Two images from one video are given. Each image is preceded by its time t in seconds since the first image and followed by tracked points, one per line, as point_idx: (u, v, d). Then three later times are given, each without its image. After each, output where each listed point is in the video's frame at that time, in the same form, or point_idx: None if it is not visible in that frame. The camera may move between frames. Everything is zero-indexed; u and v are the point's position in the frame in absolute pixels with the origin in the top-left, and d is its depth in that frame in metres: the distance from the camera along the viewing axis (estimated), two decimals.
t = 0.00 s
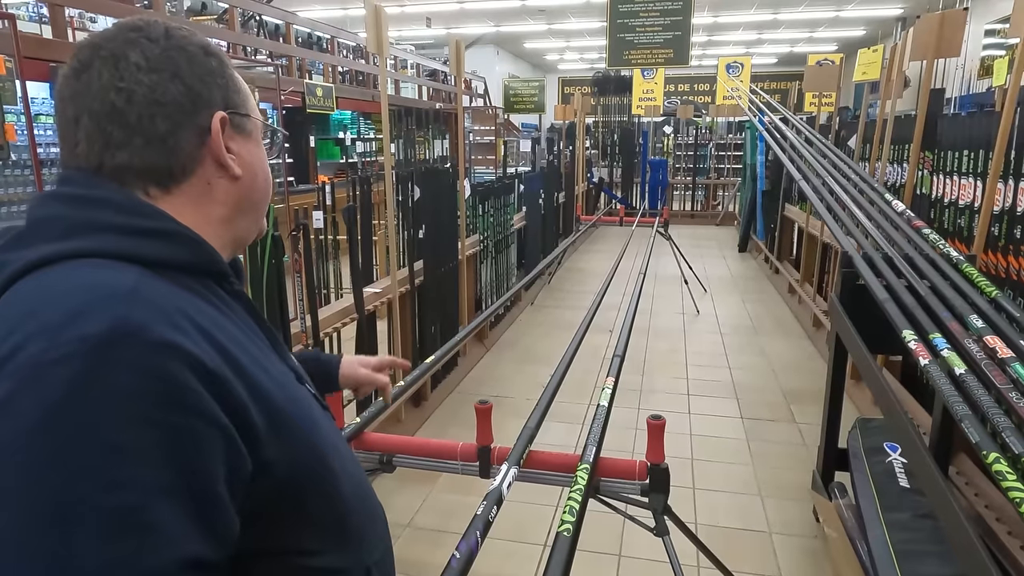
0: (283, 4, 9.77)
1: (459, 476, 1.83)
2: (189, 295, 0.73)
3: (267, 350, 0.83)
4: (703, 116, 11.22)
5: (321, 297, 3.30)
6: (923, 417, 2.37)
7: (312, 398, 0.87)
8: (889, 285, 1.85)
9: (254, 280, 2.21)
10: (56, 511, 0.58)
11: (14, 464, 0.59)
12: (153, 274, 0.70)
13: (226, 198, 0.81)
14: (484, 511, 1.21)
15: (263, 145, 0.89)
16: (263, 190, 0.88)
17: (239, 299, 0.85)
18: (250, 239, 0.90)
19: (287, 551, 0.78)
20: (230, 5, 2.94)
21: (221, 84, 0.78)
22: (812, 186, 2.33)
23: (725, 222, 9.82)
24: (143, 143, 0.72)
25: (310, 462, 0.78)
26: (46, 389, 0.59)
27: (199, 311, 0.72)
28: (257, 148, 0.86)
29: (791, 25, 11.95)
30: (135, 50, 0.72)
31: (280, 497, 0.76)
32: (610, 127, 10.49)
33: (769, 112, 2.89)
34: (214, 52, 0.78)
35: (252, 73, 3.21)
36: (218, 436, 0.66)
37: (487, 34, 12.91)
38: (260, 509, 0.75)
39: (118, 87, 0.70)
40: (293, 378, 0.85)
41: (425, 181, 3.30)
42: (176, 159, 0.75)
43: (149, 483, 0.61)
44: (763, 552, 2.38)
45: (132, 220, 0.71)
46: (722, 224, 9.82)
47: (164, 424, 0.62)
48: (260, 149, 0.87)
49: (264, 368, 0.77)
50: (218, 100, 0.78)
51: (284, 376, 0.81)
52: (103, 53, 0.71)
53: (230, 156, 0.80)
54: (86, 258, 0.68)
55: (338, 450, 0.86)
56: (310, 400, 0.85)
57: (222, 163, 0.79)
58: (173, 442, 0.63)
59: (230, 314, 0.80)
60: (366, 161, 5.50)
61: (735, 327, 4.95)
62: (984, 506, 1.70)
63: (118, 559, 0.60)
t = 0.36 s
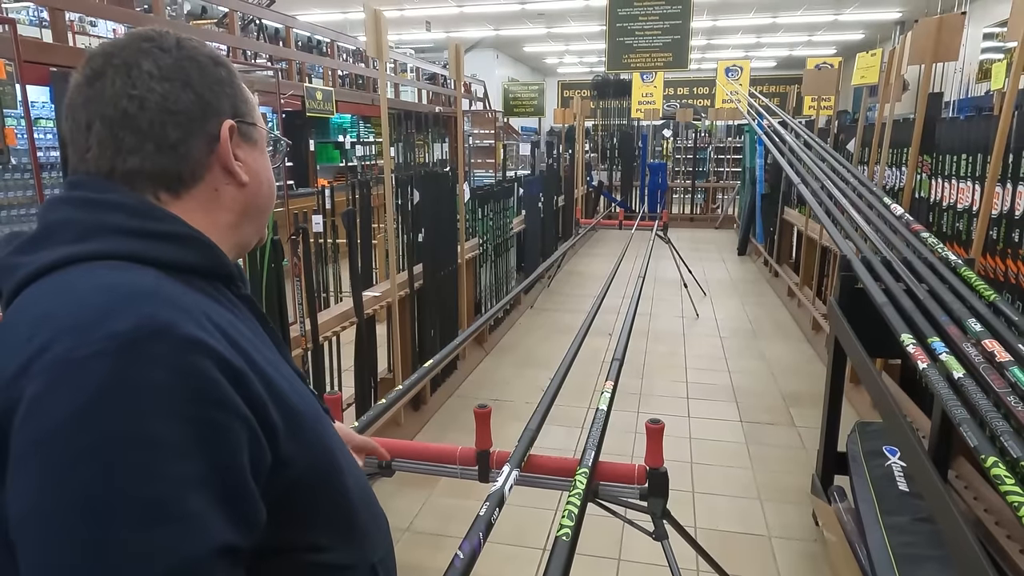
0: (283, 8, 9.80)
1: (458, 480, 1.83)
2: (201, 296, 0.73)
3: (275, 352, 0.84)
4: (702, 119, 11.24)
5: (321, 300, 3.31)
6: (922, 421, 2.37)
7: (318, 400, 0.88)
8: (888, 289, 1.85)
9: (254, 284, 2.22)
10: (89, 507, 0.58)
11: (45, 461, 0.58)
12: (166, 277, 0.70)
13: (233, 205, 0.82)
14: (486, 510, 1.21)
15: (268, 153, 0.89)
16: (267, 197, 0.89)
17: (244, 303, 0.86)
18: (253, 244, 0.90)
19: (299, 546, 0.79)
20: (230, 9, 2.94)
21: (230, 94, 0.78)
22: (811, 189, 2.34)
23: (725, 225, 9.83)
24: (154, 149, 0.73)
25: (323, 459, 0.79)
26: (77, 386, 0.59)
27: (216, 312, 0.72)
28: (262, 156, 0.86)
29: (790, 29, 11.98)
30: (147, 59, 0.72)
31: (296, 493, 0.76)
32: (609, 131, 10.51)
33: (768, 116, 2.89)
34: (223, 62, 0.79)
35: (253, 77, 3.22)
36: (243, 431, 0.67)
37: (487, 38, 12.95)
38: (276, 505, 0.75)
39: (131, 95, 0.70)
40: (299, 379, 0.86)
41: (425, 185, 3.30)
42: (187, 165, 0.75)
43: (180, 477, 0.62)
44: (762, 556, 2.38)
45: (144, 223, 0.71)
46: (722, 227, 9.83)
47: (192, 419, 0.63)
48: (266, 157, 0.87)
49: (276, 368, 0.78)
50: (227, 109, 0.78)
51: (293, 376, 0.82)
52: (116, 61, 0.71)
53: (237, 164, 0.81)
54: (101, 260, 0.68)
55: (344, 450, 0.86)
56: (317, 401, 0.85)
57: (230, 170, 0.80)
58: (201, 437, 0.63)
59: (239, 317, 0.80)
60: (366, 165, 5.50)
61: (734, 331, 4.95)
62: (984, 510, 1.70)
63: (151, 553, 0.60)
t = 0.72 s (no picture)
0: (286, 9, 9.82)
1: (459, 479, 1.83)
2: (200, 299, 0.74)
3: (274, 353, 0.84)
4: (705, 119, 11.23)
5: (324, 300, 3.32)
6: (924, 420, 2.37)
7: (317, 402, 0.88)
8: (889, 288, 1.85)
9: (258, 284, 2.23)
10: (88, 507, 0.59)
11: (44, 463, 0.59)
12: (166, 280, 0.71)
13: (233, 206, 0.82)
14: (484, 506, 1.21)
15: (268, 154, 0.89)
16: (267, 197, 0.89)
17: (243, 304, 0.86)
18: (253, 245, 0.91)
19: (297, 546, 0.80)
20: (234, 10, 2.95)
21: (230, 96, 0.79)
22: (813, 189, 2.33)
23: (727, 225, 9.83)
24: (154, 152, 0.73)
25: (322, 460, 0.79)
26: (77, 389, 0.60)
27: (215, 314, 0.73)
28: (262, 157, 0.87)
29: (793, 28, 11.96)
30: (147, 62, 0.72)
31: (293, 494, 0.77)
32: (611, 130, 10.51)
33: (770, 116, 2.88)
34: (223, 64, 0.79)
35: (256, 78, 3.23)
36: (241, 433, 0.67)
37: (490, 38, 12.96)
38: (274, 505, 0.76)
39: (131, 98, 0.71)
40: (297, 381, 0.86)
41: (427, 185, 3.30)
42: (186, 168, 0.76)
43: (179, 479, 0.62)
44: (763, 555, 2.38)
45: (145, 226, 0.72)
46: (724, 227, 9.83)
47: (191, 421, 0.64)
48: (266, 159, 0.88)
49: (275, 370, 0.78)
50: (227, 112, 0.79)
51: (292, 378, 0.82)
52: (117, 66, 0.72)
53: (237, 166, 0.81)
54: (102, 263, 0.68)
55: (343, 452, 0.87)
56: (316, 403, 0.85)
57: (229, 172, 0.80)
58: (199, 440, 0.64)
59: (238, 318, 0.81)
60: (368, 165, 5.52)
61: (736, 331, 4.95)
62: (985, 510, 1.70)
63: (149, 553, 0.60)
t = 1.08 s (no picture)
0: (288, 9, 9.83)
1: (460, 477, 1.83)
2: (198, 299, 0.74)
3: (274, 354, 0.84)
4: (707, 119, 11.23)
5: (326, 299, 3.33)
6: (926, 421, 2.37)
7: (317, 402, 0.88)
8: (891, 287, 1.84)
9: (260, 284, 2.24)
10: (72, 513, 0.59)
11: (29, 466, 0.59)
12: (164, 279, 0.71)
13: (232, 202, 0.83)
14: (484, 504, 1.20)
15: (268, 147, 0.89)
16: (267, 192, 0.89)
17: (244, 301, 0.86)
18: (255, 240, 0.91)
19: (294, 550, 0.80)
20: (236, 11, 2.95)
21: (225, 89, 0.79)
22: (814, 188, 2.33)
23: (729, 225, 9.82)
24: (149, 149, 0.74)
25: (316, 465, 0.79)
26: (63, 396, 0.60)
27: (211, 317, 0.73)
28: (262, 151, 0.87)
29: (795, 28, 11.95)
30: (140, 58, 0.72)
31: (287, 499, 0.77)
32: (613, 130, 10.51)
33: (772, 115, 2.88)
34: (218, 57, 0.79)
35: (257, 78, 3.23)
36: (228, 441, 0.67)
37: (491, 39, 12.97)
38: (266, 509, 0.76)
39: (125, 95, 0.71)
40: (298, 382, 0.86)
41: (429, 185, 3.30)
42: (182, 165, 0.76)
43: (163, 487, 0.62)
44: (764, 555, 2.38)
45: (144, 226, 0.72)
46: (726, 227, 9.82)
47: (177, 431, 0.64)
48: (265, 152, 0.88)
49: (271, 373, 0.78)
50: (222, 106, 0.78)
51: (291, 380, 0.82)
52: (111, 61, 0.72)
53: (235, 161, 0.81)
54: (100, 263, 0.69)
55: (342, 454, 0.87)
56: (316, 404, 0.85)
57: (228, 168, 0.80)
58: (186, 450, 0.64)
59: (237, 318, 0.81)
60: (370, 165, 5.53)
61: (738, 331, 4.95)
62: (987, 510, 1.70)
63: (132, 561, 0.61)
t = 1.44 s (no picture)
0: (290, 9, 9.84)
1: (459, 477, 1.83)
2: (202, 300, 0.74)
3: (277, 358, 0.84)
4: (708, 120, 11.22)
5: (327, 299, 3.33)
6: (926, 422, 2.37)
7: (320, 406, 0.88)
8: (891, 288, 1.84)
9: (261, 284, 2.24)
10: (62, 515, 0.59)
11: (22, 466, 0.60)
12: (169, 280, 0.72)
13: (236, 202, 0.83)
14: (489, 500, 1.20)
15: (272, 147, 0.89)
16: (273, 192, 0.89)
17: (249, 302, 0.86)
18: (261, 240, 0.91)
19: (297, 554, 0.80)
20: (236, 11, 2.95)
21: (228, 89, 0.79)
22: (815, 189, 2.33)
23: (729, 226, 9.81)
24: (152, 150, 0.74)
25: (314, 470, 0.79)
26: (56, 400, 0.60)
27: (213, 319, 0.73)
28: (267, 151, 0.87)
29: (796, 29, 11.94)
30: (142, 58, 0.73)
31: (287, 502, 0.77)
32: (614, 131, 10.51)
33: (772, 116, 2.88)
34: (222, 56, 0.79)
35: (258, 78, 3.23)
36: (222, 447, 0.67)
37: (493, 39, 12.97)
38: (264, 515, 0.76)
39: (128, 96, 0.72)
40: (301, 386, 0.86)
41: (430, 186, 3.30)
42: (185, 166, 0.76)
43: (154, 492, 0.62)
44: (765, 556, 2.38)
45: (148, 227, 0.73)
46: (727, 228, 9.81)
47: (171, 436, 0.64)
48: (270, 152, 0.88)
49: (272, 377, 0.78)
50: (225, 107, 0.79)
51: (293, 383, 0.82)
52: (114, 62, 0.73)
53: (239, 161, 0.81)
54: (104, 264, 0.69)
55: (344, 458, 0.86)
56: (318, 407, 0.85)
57: (232, 168, 0.81)
58: (179, 456, 0.64)
59: (241, 320, 0.81)
60: (371, 166, 5.52)
61: (739, 331, 4.95)
62: (987, 510, 1.70)
63: (126, 566, 0.61)
